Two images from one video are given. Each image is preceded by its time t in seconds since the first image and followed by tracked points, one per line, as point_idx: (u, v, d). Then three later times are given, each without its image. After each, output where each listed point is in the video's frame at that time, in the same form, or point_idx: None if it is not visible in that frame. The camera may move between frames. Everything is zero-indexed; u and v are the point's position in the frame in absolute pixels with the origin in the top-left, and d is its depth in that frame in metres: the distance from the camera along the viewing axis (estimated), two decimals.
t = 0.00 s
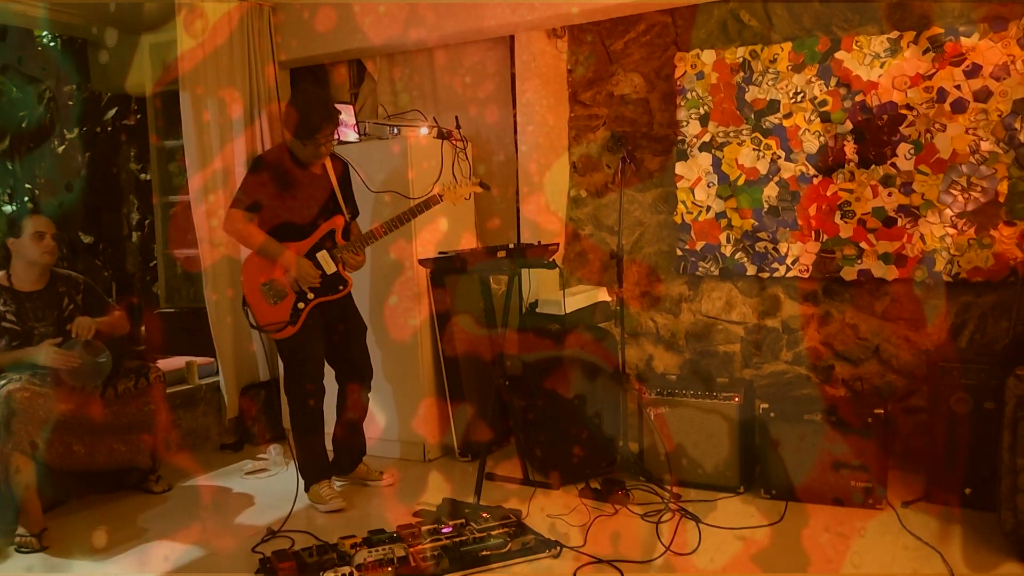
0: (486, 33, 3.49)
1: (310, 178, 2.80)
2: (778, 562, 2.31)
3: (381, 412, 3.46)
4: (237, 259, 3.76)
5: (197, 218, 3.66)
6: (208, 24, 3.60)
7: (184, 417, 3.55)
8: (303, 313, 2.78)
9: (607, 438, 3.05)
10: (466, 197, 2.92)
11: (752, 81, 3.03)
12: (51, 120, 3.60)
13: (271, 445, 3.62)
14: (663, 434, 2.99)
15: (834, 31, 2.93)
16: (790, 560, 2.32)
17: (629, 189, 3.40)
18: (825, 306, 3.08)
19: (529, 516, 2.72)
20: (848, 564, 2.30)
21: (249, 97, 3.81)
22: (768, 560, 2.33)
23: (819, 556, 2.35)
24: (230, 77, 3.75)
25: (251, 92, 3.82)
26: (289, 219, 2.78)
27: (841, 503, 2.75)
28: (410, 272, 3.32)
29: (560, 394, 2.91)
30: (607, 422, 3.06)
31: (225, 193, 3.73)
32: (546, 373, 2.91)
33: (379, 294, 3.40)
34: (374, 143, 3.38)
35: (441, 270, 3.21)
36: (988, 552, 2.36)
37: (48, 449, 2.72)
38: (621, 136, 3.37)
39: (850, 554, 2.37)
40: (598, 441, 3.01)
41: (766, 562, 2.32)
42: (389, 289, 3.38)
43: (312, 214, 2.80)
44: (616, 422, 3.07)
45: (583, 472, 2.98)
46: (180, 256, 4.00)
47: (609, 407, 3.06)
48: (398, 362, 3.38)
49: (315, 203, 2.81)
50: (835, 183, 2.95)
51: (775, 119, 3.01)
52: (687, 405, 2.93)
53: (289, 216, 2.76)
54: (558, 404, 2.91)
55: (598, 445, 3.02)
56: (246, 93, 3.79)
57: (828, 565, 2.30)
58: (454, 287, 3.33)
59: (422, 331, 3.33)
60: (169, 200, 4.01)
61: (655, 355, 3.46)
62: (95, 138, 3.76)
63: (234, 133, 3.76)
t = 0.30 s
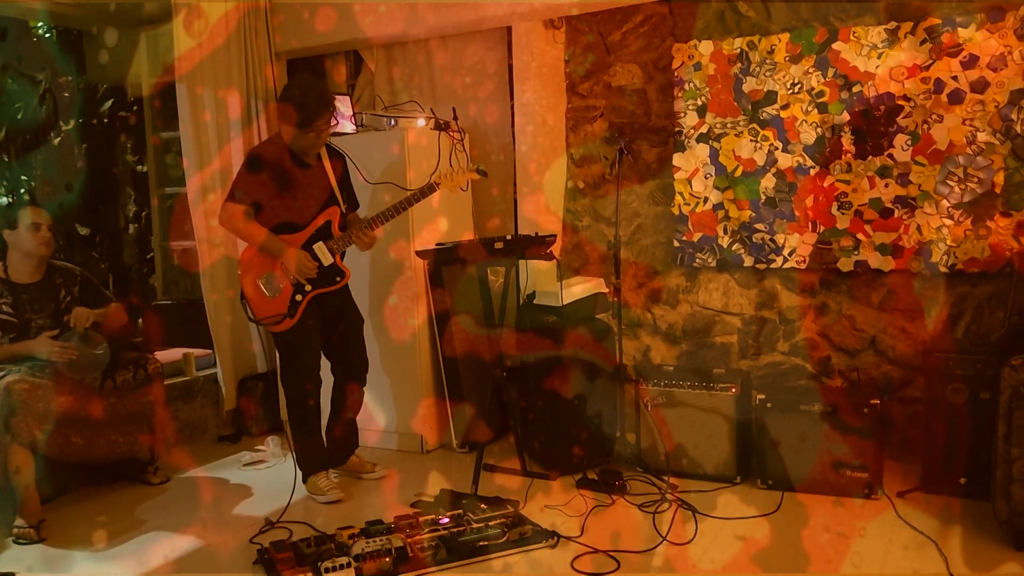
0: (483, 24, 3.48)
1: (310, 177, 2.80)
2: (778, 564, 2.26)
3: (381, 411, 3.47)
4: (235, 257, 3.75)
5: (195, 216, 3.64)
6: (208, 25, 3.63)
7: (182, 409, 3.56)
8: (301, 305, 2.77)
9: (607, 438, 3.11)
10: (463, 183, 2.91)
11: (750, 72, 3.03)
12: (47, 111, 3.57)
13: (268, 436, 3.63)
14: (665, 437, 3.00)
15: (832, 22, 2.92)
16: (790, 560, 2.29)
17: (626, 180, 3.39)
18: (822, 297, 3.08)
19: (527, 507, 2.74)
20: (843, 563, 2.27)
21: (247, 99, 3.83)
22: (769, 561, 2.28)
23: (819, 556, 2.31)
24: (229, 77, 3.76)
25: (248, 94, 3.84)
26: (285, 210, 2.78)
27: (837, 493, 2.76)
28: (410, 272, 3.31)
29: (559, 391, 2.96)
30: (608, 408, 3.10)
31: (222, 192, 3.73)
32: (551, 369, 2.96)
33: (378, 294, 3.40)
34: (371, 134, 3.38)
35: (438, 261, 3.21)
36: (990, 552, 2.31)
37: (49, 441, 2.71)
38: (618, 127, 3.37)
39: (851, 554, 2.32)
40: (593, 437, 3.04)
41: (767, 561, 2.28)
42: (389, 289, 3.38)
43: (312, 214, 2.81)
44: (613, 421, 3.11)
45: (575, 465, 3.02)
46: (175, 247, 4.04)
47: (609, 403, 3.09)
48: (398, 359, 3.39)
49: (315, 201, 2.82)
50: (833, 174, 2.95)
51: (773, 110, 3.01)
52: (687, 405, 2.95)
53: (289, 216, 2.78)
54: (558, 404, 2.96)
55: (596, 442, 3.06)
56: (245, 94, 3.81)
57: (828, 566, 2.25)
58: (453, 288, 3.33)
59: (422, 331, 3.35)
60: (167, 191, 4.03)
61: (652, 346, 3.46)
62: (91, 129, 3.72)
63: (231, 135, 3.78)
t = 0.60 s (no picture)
0: (483, 14, 3.47)
1: (310, 177, 2.80)
2: (778, 564, 2.20)
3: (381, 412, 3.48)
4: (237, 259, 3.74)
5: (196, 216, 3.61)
6: (208, 25, 3.61)
7: (182, 401, 3.57)
8: (306, 295, 2.78)
9: (607, 439, 3.13)
10: (463, 171, 2.87)
11: (750, 62, 3.02)
12: (46, 102, 3.61)
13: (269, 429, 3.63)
14: (663, 433, 3.01)
15: (833, 12, 2.91)
16: (790, 558, 2.24)
17: (626, 171, 3.38)
18: (823, 288, 3.08)
19: (527, 498, 2.75)
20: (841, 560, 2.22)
21: (248, 98, 3.79)
22: (769, 561, 2.22)
23: (819, 557, 2.24)
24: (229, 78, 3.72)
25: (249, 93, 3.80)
26: (285, 202, 2.77)
27: (837, 484, 2.77)
28: (410, 272, 3.32)
29: (556, 385, 3.00)
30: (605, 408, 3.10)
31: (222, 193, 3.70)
32: (545, 374, 3.00)
33: (379, 295, 3.41)
34: (369, 125, 3.38)
35: (438, 252, 3.20)
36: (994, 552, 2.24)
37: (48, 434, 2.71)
38: (619, 118, 3.36)
39: (851, 554, 2.26)
40: (593, 433, 3.07)
41: (767, 561, 2.22)
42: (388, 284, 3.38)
43: (311, 212, 2.79)
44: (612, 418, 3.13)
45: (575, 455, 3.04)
46: (175, 239, 4.00)
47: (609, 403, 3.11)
48: (398, 356, 3.38)
49: (315, 201, 2.81)
50: (833, 164, 2.94)
51: (773, 101, 3.01)
52: (687, 405, 2.96)
53: (289, 216, 2.78)
54: (558, 403, 3.00)
55: (594, 437, 3.08)
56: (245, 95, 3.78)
57: (827, 566, 2.19)
58: (453, 288, 3.35)
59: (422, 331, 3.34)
60: (167, 184, 3.98)
61: (652, 338, 3.46)
62: (90, 122, 3.74)
63: (232, 134, 3.74)
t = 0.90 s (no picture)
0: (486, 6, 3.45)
1: (310, 178, 2.81)
2: (778, 564, 2.16)
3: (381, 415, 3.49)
4: (240, 261, 3.76)
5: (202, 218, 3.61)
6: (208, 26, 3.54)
7: (187, 394, 3.58)
8: (316, 286, 2.80)
9: (607, 438, 3.08)
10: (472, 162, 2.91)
11: (755, 53, 3.01)
12: (49, 97, 3.57)
13: (273, 422, 3.63)
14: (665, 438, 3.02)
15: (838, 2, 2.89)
16: (788, 558, 2.19)
17: (630, 164, 3.37)
18: (827, 280, 3.07)
19: (531, 490, 2.75)
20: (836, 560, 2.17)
21: (250, 97, 3.76)
22: (770, 561, 2.18)
23: (818, 556, 2.19)
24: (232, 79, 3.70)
25: (251, 92, 3.77)
26: (286, 197, 2.79)
27: (841, 477, 2.77)
28: (410, 271, 3.31)
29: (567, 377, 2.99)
30: (602, 404, 3.04)
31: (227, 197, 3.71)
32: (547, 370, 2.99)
33: (379, 294, 3.41)
34: (373, 117, 3.37)
35: (442, 245, 3.20)
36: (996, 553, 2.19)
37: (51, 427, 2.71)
38: (623, 110, 3.35)
39: (851, 554, 2.21)
40: (598, 418, 3.04)
41: (764, 564, 2.16)
42: (388, 279, 3.37)
43: (311, 212, 2.80)
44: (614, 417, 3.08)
45: (582, 444, 3.03)
46: (180, 232, 4.02)
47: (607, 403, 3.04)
48: (401, 354, 3.38)
49: (315, 200, 2.81)
50: (838, 156, 2.93)
51: (778, 92, 2.99)
52: (689, 404, 2.96)
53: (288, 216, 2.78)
54: (560, 403, 3.00)
55: (591, 429, 3.03)
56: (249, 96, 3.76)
57: (828, 566, 2.14)
58: (454, 288, 3.38)
59: (421, 330, 3.31)
60: (170, 177, 4.00)
61: (656, 330, 3.45)
62: (93, 115, 3.73)
63: (234, 133, 3.71)
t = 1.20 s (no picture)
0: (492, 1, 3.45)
1: (309, 178, 2.81)
2: (778, 564, 2.14)
3: (384, 412, 3.51)
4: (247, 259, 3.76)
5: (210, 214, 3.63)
6: (208, 25, 3.55)
7: (195, 390, 3.60)
8: (328, 280, 2.81)
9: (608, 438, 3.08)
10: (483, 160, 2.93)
11: (762, 48, 3.00)
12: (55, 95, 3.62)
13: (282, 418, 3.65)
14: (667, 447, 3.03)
15: None
16: (788, 558, 2.18)
17: (636, 160, 3.37)
18: (835, 275, 3.06)
19: (539, 485, 2.76)
20: (834, 560, 2.16)
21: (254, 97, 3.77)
22: (771, 561, 2.16)
23: (818, 556, 2.18)
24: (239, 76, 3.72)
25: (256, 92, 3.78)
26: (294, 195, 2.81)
27: (848, 472, 2.77)
28: (410, 272, 3.32)
29: (575, 371, 2.97)
30: (597, 402, 3.04)
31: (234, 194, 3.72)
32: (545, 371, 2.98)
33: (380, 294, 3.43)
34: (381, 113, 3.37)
35: (449, 242, 3.20)
36: (995, 552, 2.17)
37: (61, 424, 2.72)
38: (630, 106, 3.34)
39: (851, 554, 2.20)
40: (597, 412, 3.04)
41: (763, 565, 2.15)
42: (389, 281, 3.38)
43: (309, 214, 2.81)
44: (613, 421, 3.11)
45: (590, 440, 3.04)
46: (189, 229, 4.00)
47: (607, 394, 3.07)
48: (406, 353, 3.39)
49: (315, 202, 2.83)
50: (846, 151, 2.92)
51: (785, 87, 2.98)
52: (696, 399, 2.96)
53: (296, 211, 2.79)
54: (560, 402, 3.01)
55: (589, 431, 3.03)
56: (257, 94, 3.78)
57: (827, 566, 2.13)
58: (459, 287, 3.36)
59: (420, 331, 3.33)
60: (177, 174, 4.01)
61: (664, 326, 3.44)
62: (101, 113, 3.76)
63: (239, 134, 3.72)
